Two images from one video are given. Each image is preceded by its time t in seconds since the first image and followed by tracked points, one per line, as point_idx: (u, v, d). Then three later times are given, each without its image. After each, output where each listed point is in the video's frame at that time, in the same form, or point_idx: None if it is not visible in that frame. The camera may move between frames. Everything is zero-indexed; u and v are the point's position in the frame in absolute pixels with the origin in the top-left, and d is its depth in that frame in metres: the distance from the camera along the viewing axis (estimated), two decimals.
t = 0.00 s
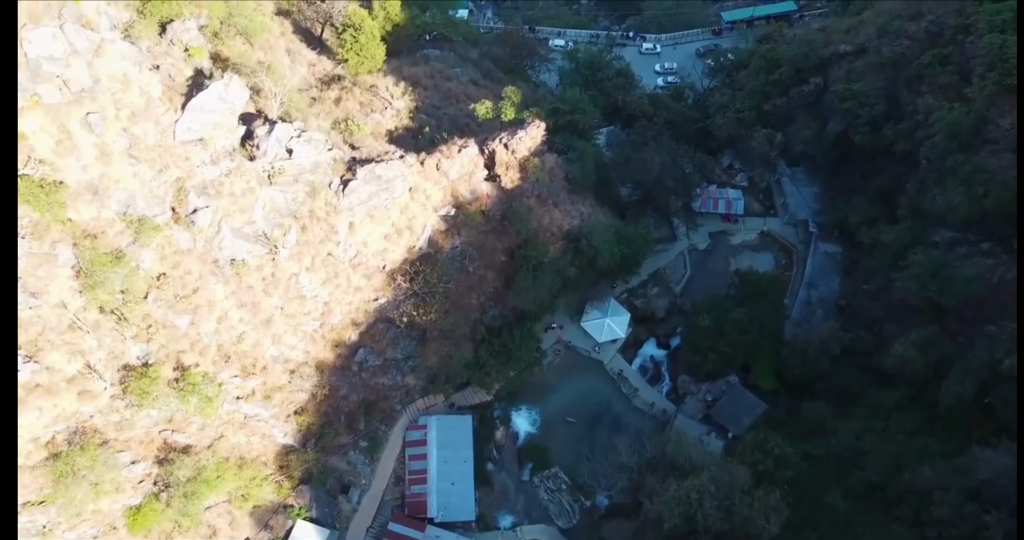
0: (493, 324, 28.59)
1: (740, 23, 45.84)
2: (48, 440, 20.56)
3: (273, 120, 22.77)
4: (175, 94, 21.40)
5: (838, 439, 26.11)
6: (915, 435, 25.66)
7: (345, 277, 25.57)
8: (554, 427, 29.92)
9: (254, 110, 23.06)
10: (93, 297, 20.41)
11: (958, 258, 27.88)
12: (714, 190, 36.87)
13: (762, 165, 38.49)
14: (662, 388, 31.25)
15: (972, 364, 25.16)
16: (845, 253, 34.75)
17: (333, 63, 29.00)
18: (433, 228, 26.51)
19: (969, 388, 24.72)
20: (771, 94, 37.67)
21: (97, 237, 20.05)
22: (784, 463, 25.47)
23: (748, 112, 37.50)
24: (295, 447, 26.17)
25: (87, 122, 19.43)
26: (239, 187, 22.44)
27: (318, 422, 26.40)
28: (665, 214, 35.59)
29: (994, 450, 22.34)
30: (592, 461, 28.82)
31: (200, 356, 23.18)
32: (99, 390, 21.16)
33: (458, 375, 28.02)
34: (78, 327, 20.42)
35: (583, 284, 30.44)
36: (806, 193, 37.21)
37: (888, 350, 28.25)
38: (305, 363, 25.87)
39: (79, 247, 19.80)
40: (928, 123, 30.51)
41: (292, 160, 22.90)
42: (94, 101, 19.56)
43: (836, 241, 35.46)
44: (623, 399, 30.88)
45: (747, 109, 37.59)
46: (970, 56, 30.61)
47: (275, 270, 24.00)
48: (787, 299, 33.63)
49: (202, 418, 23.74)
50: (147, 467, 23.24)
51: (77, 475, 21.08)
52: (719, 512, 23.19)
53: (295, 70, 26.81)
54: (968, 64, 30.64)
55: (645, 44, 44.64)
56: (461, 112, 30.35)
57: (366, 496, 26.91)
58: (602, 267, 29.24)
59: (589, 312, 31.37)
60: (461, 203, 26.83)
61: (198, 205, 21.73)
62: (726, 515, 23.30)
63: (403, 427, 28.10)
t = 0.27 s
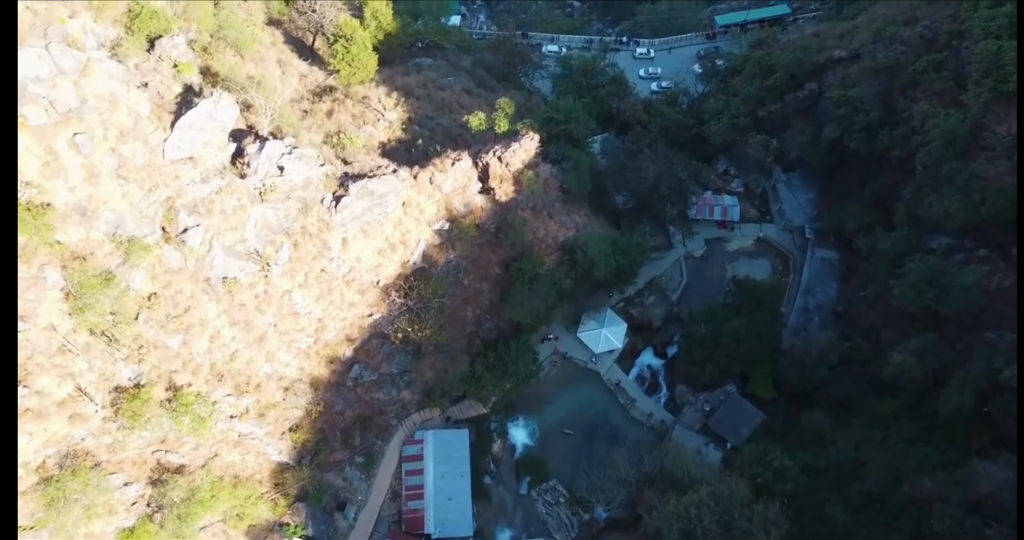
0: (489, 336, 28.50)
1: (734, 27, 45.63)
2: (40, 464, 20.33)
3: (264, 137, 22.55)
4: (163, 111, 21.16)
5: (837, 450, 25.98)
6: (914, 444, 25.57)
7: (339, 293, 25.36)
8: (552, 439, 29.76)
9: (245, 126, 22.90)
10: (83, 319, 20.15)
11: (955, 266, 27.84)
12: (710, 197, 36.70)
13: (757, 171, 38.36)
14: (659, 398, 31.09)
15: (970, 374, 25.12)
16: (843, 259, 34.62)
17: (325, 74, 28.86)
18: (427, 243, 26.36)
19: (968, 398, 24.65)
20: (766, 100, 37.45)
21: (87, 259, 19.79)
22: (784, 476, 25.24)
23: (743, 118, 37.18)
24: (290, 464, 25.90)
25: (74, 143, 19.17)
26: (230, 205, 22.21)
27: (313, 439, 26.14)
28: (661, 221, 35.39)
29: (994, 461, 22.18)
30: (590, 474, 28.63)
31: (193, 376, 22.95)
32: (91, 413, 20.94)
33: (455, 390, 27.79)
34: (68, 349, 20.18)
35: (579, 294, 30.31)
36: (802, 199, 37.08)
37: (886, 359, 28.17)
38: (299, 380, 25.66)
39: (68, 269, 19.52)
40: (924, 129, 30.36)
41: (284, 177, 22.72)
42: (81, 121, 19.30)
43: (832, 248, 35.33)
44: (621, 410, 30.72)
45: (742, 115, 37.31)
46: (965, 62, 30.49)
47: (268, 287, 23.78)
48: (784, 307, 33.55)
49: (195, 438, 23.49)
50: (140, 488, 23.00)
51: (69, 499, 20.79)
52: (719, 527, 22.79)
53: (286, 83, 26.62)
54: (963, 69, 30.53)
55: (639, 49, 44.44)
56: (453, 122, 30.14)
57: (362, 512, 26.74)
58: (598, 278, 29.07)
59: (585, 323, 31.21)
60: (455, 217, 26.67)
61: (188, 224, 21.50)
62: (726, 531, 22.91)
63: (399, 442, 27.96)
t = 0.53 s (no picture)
0: (485, 349, 28.29)
1: (728, 31, 45.45)
2: (31, 489, 20.10)
3: (255, 154, 22.17)
4: (152, 130, 20.83)
5: (836, 462, 25.75)
6: (914, 454, 25.48)
7: (333, 309, 25.14)
8: (549, 451, 29.60)
9: (235, 142, 22.59)
10: (73, 342, 19.89)
11: (952, 274, 27.69)
12: (705, 204, 36.41)
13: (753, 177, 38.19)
14: (657, 408, 30.93)
15: (969, 384, 25.03)
16: (840, 265, 34.40)
17: (317, 85, 28.74)
18: (421, 257, 26.21)
19: (968, 408, 24.53)
20: (760, 106, 37.23)
21: (76, 281, 19.54)
22: (783, 490, 25.06)
23: (737, 124, 36.97)
24: (286, 482, 25.74)
25: (61, 164, 18.89)
26: (221, 223, 21.96)
27: (308, 456, 25.91)
28: (657, 229, 35.23)
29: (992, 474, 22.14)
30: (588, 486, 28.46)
31: (185, 396, 22.68)
32: (82, 437, 20.69)
33: (452, 404, 27.44)
34: (58, 373, 19.91)
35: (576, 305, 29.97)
36: (798, 205, 36.90)
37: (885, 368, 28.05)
38: (293, 397, 25.41)
39: (57, 292, 19.27)
40: (920, 136, 30.22)
41: (276, 195, 22.46)
42: (68, 142, 19.05)
43: (829, 254, 35.07)
44: (618, 421, 30.55)
45: (737, 121, 37.14)
46: (960, 68, 30.38)
47: (261, 304, 23.53)
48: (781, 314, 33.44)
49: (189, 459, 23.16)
50: (133, 510, 22.74)
51: (61, 524, 20.55)
52: None
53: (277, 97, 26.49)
54: (958, 76, 30.41)
55: (633, 54, 44.28)
56: (447, 133, 29.94)
57: (359, 530, 26.46)
58: (594, 289, 28.84)
59: (582, 333, 31.06)
60: (449, 231, 26.52)
61: (179, 244, 21.27)
62: None
63: (396, 458, 27.72)
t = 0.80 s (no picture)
0: (481, 361, 28.14)
1: (723, 35, 45.22)
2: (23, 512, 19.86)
3: (247, 172, 21.97)
4: (143, 147, 20.65)
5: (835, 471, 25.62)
6: (914, 463, 25.39)
7: (327, 324, 24.97)
8: (547, 463, 29.48)
9: (229, 157, 22.57)
10: (64, 363, 19.62)
11: (950, 281, 27.59)
12: (701, 210, 36.10)
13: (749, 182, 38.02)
14: (654, 418, 30.84)
15: (968, 392, 24.91)
16: (837, 271, 34.28)
17: (310, 95, 28.46)
18: (416, 271, 26.03)
19: (968, 418, 24.41)
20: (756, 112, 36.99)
21: (67, 302, 19.30)
22: (784, 502, 24.95)
23: (733, 130, 36.81)
24: (282, 498, 25.48)
25: (50, 186, 18.64)
26: (213, 240, 21.74)
27: (304, 472, 25.69)
28: (654, 237, 35.06)
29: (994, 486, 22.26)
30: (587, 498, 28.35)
31: (179, 415, 22.45)
32: (74, 458, 20.43)
33: (449, 418, 27.24)
34: (49, 395, 19.65)
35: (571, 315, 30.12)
36: (795, 210, 36.69)
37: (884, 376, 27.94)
38: (289, 413, 25.20)
39: (47, 313, 19.02)
40: (916, 142, 30.14)
41: (269, 211, 22.17)
42: (57, 162, 18.82)
43: (825, 260, 35.05)
44: (616, 431, 30.44)
45: (732, 127, 36.96)
46: (956, 74, 30.32)
47: (255, 320, 23.33)
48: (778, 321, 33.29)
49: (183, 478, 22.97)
50: (127, 531, 22.50)
51: None
52: None
53: (269, 110, 26.24)
54: (954, 82, 30.36)
55: (628, 59, 44.08)
56: (442, 143, 29.70)
57: None
58: (590, 300, 28.68)
59: (579, 343, 30.91)
60: (445, 244, 26.36)
61: (170, 262, 21.04)
62: None
63: (393, 471, 27.54)
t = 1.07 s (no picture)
0: (477, 377, 27.94)
1: (716, 40, 44.98)
2: None
3: (236, 193, 21.85)
4: (130, 169, 20.36)
5: (833, 485, 25.53)
6: (914, 475, 25.27)
7: (321, 343, 24.81)
8: (545, 477, 29.33)
9: (218, 177, 22.30)
10: (51, 390, 19.13)
11: (948, 290, 27.44)
12: (697, 218, 35.97)
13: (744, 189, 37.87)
14: (653, 429, 30.62)
15: (968, 404, 24.81)
16: (833, 279, 34.17)
17: (301, 108, 28.16)
18: (410, 288, 25.87)
19: (968, 430, 24.27)
20: (751, 119, 36.72)
21: (55, 329, 18.95)
22: (783, 517, 24.76)
23: (728, 137, 36.61)
24: (277, 519, 25.32)
25: (36, 211, 18.24)
26: (204, 262, 21.56)
27: (299, 492, 25.51)
28: (649, 246, 34.87)
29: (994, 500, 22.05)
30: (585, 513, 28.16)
31: (171, 438, 22.16)
32: (64, 487, 19.94)
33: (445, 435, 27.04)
34: (38, 422, 19.18)
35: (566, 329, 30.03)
36: (791, 218, 36.49)
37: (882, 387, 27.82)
38: (283, 433, 24.95)
39: (34, 340, 18.61)
40: (912, 150, 30.03)
41: (259, 232, 22.04)
42: (42, 187, 18.41)
43: (822, 268, 34.95)
44: (614, 444, 30.29)
45: (727, 133, 36.75)
46: (951, 82, 30.22)
47: (247, 341, 23.08)
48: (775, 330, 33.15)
49: (176, 502, 22.71)
50: None
51: None
52: None
53: (259, 126, 25.92)
54: (949, 90, 30.27)
55: (621, 65, 43.83)
56: (434, 155, 29.42)
57: None
58: (586, 313, 28.53)
59: (576, 355, 30.77)
60: (438, 260, 26.16)
61: (160, 285, 20.77)
62: None
63: (390, 489, 27.41)
